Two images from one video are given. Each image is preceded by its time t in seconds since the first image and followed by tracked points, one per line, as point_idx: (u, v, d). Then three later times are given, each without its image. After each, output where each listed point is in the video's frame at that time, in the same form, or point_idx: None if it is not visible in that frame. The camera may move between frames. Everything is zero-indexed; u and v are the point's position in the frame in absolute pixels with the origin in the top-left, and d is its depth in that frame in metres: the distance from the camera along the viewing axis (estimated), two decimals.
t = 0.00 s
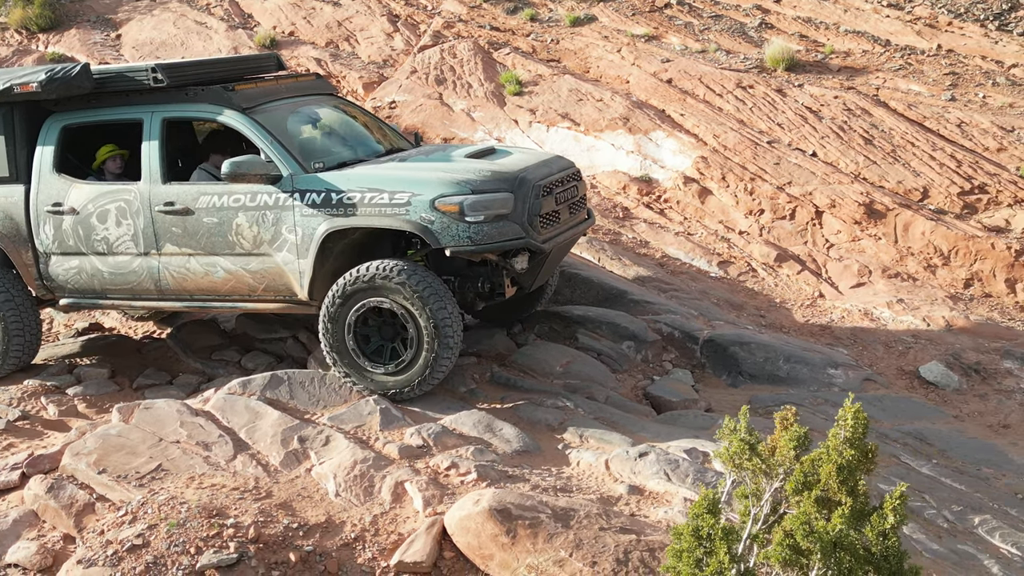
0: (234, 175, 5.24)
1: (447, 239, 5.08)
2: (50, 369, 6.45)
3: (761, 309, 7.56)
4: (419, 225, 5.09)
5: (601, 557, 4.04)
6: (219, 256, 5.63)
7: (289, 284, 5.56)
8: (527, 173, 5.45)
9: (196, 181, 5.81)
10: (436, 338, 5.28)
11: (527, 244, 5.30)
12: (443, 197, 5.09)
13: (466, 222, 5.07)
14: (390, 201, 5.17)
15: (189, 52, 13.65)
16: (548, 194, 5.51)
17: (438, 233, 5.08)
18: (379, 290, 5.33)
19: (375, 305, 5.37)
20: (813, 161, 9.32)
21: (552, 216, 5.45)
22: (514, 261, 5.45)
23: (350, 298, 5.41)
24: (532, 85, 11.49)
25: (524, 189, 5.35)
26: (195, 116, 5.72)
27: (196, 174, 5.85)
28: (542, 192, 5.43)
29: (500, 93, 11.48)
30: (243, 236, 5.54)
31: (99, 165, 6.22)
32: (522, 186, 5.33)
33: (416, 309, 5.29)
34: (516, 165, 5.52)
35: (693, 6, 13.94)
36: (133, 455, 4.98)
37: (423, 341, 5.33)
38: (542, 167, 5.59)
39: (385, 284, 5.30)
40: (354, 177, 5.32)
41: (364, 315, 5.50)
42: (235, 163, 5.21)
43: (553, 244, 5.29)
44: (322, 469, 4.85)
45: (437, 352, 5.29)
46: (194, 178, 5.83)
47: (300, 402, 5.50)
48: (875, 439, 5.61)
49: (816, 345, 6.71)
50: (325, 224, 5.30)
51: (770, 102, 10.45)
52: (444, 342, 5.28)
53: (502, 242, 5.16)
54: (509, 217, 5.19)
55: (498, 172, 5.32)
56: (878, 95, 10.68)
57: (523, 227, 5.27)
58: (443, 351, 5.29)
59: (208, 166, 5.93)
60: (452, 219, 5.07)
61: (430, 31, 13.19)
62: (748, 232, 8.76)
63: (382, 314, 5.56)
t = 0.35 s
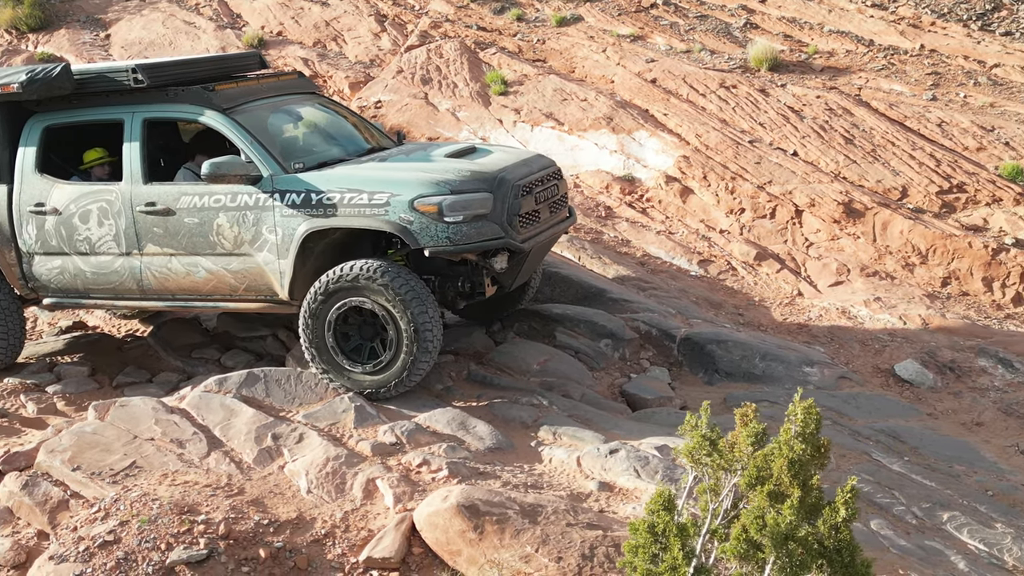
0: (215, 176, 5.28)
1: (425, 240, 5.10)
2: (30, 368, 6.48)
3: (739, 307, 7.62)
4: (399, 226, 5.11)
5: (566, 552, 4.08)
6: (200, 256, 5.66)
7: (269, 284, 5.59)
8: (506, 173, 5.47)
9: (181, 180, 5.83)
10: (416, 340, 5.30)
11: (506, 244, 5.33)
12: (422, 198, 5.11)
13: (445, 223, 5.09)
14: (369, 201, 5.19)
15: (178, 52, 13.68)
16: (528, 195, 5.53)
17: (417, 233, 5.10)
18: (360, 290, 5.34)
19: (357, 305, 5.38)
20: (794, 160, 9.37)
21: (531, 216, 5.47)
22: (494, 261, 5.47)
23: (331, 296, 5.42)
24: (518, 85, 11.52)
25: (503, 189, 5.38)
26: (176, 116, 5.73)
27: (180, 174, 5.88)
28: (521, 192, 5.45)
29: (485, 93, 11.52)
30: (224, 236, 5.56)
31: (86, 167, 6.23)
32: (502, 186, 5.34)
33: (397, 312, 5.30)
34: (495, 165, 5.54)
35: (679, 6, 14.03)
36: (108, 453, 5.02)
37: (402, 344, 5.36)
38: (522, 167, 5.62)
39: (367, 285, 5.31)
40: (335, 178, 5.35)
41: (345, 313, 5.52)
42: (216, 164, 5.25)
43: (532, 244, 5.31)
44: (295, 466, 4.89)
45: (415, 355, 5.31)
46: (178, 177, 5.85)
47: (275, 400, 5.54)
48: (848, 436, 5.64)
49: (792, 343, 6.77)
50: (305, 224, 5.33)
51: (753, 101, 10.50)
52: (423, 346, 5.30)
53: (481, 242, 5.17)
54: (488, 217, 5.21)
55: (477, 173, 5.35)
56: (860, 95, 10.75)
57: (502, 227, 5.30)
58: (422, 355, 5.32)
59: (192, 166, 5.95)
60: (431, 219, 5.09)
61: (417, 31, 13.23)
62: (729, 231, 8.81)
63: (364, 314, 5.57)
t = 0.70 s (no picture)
0: (186, 173, 5.32)
1: (395, 236, 5.12)
2: (11, 367, 6.49)
3: (720, 306, 7.66)
4: (368, 222, 5.13)
5: (535, 549, 4.10)
6: (173, 253, 5.67)
7: (241, 281, 5.62)
8: (477, 171, 5.50)
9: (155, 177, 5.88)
10: (385, 332, 5.32)
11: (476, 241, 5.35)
12: (391, 194, 5.14)
13: (414, 219, 5.12)
14: (339, 198, 5.21)
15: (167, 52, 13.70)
16: (499, 192, 5.56)
17: (387, 229, 5.12)
18: (326, 286, 5.37)
19: (323, 301, 5.41)
20: (776, 160, 9.41)
21: (502, 213, 5.51)
22: (465, 258, 5.50)
23: (298, 295, 5.45)
24: (504, 85, 11.54)
25: (474, 186, 5.41)
26: (150, 114, 5.76)
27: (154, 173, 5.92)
28: (492, 189, 5.48)
29: (472, 92, 11.53)
30: (196, 233, 5.58)
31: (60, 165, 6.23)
32: (471, 183, 5.38)
33: (365, 304, 5.32)
34: (466, 163, 5.58)
35: (666, 6, 14.11)
36: (83, 450, 5.03)
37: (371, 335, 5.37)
38: (493, 165, 5.65)
39: (331, 280, 5.34)
40: (306, 175, 5.38)
41: (314, 311, 5.55)
42: (187, 161, 5.30)
43: (502, 241, 5.34)
44: (269, 464, 4.91)
45: (386, 346, 5.33)
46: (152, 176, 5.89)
47: (252, 399, 5.56)
48: (823, 434, 5.64)
49: (771, 342, 6.81)
50: (276, 220, 5.35)
51: (737, 101, 10.52)
52: (393, 337, 5.32)
53: (451, 238, 5.20)
54: (457, 214, 5.24)
55: (447, 171, 5.38)
56: (844, 95, 10.80)
57: (472, 224, 5.33)
58: (392, 345, 5.33)
59: (166, 164, 6.00)
60: (401, 215, 5.12)
61: (405, 30, 13.25)
62: (711, 230, 8.85)
63: (333, 311, 5.60)
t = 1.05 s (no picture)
0: (166, 172, 5.30)
1: (374, 233, 5.14)
2: None
3: (704, 306, 7.69)
4: (347, 220, 5.15)
5: (510, 548, 4.12)
6: (154, 252, 5.69)
7: (222, 280, 5.64)
8: (456, 169, 5.52)
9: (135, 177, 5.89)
10: (364, 330, 5.34)
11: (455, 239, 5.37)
12: (370, 192, 5.16)
13: (392, 217, 5.14)
14: (318, 196, 5.23)
15: (158, 52, 13.72)
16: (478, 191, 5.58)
17: (365, 227, 5.14)
18: (306, 285, 5.40)
19: (303, 301, 5.44)
20: (762, 160, 9.44)
21: (481, 211, 5.53)
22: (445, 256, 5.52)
23: (277, 295, 5.48)
24: (493, 85, 11.56)
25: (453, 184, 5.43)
26: (131, 114, 5.78)
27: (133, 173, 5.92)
28: (471, 187, 5.50)
29: (460, 93, 11.56)
30: (176, 232, 5.60)
31: (41, 165, 6.23)
32: (450, 181, 5.40)
33: (343, 303, 5.34)
34: (445, 161, 5.60)
35: (655, 6, 14.16)
36: (63, 450, 5.05)
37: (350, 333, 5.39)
38: (473, 163, 5.68)
39: (310, 279, 5.36)
40: (285, 173, 5.40)
41: (294, 312, 5.57)
42: (167, 160, 5.28)
43: (481, 239, 5.36)
44: (248, 464, 4.92)
45: (365, 343, 5.35)
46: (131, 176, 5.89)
47: (234, 399, 5.58)
48: (804, 433, 5.65)
49: (754, 341, 6.83)
50: (255, 219, 5.37)
51: (724, 101, 10.56)
52: (373, 334, 5.34)
53: (430, 236, 5.22)
54: (436, 212, 5.26)
55: (426, 169, 5.40)
56: (832, 95, 10.84)
57: (451, 222, 5.34)
58: (372, 342, 5.35)
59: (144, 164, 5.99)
60: (379, 213, 5.14)
61: (395, 31, 13.27)
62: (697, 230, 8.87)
63: (313, 311, 5.62)
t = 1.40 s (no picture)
0: (159, 172, 5.32)
1: (367, 234, 5.16)
2: None
3: (694, 305, 7.71)
4: (340, 220, 5.17)
5: (494, 545, 4.14)
6: (147, 252, 5.71)
7: (215, 279, 5.66)
8: (449, 169, 5.54)
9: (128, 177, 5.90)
10: (358, 332, 5.36)
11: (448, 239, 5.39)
12: (363, 192, 5.18)
13: (386, 217, 5.15)
14: (311, 196, 5.25)
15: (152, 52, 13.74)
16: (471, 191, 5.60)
17: (359, 227, 5.16)
18: (302, 286, 5.41)
19: (299, 301, 5.45)
20: (754, 159, 9.48)
21: (475, 211, 5.55)
22: (438, 256, 5.54)
23: (273, 293, 5.49)
24: (486, 85, 11.59)
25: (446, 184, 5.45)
26: (124, 113, 5.79)
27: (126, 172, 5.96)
28: (464, 187, 5.52)
29: (454, 92, 11.58)
30: (170, 232, 5.62)
31: (33, 164, 6.24)
32: (443, 181, 5.42)
33: (338, 305, 5.36)
34: (438, 161, 5.62)
35: (649, 6, 14.20)
36: (52, 448, 5.07)
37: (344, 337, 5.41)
38: (466, 163, 5.70)
39: (307, 281, 5.37)
40: (279, 173, 5.42)
41: (289, 310, 5.58)
42: (161, 160, 5.29)
43: (474, 239, 5.38)
44: (236, 461, 4.94)
45: (358, 346, 5.37)
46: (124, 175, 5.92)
47: (223, 397, 5.60)
48: (791, 431, 5.67)
49: (742, 340, 6.85)
50: (249, 219, 5.39)
51: (716, 101, 10.59)
52: (366, 337, 5.36)
53: (423, 236, 5.24)
54: (429, 212, 5.27)
55: (419, 169, 5.42)
56: (823, 94, 10.87)
57: (444, 222, 5.36)
58: (365, 346, 5.37)
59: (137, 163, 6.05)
60: (372, 213, 5.15)
61: (389, 30, 13.29)
62: (688, 229, 8.89)
63: (308, 311, 5.63)
